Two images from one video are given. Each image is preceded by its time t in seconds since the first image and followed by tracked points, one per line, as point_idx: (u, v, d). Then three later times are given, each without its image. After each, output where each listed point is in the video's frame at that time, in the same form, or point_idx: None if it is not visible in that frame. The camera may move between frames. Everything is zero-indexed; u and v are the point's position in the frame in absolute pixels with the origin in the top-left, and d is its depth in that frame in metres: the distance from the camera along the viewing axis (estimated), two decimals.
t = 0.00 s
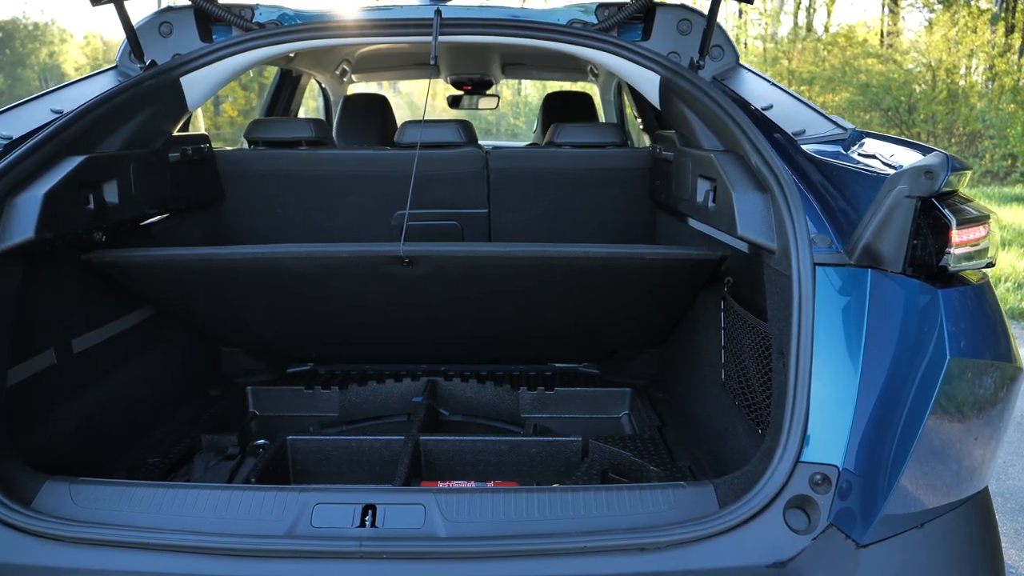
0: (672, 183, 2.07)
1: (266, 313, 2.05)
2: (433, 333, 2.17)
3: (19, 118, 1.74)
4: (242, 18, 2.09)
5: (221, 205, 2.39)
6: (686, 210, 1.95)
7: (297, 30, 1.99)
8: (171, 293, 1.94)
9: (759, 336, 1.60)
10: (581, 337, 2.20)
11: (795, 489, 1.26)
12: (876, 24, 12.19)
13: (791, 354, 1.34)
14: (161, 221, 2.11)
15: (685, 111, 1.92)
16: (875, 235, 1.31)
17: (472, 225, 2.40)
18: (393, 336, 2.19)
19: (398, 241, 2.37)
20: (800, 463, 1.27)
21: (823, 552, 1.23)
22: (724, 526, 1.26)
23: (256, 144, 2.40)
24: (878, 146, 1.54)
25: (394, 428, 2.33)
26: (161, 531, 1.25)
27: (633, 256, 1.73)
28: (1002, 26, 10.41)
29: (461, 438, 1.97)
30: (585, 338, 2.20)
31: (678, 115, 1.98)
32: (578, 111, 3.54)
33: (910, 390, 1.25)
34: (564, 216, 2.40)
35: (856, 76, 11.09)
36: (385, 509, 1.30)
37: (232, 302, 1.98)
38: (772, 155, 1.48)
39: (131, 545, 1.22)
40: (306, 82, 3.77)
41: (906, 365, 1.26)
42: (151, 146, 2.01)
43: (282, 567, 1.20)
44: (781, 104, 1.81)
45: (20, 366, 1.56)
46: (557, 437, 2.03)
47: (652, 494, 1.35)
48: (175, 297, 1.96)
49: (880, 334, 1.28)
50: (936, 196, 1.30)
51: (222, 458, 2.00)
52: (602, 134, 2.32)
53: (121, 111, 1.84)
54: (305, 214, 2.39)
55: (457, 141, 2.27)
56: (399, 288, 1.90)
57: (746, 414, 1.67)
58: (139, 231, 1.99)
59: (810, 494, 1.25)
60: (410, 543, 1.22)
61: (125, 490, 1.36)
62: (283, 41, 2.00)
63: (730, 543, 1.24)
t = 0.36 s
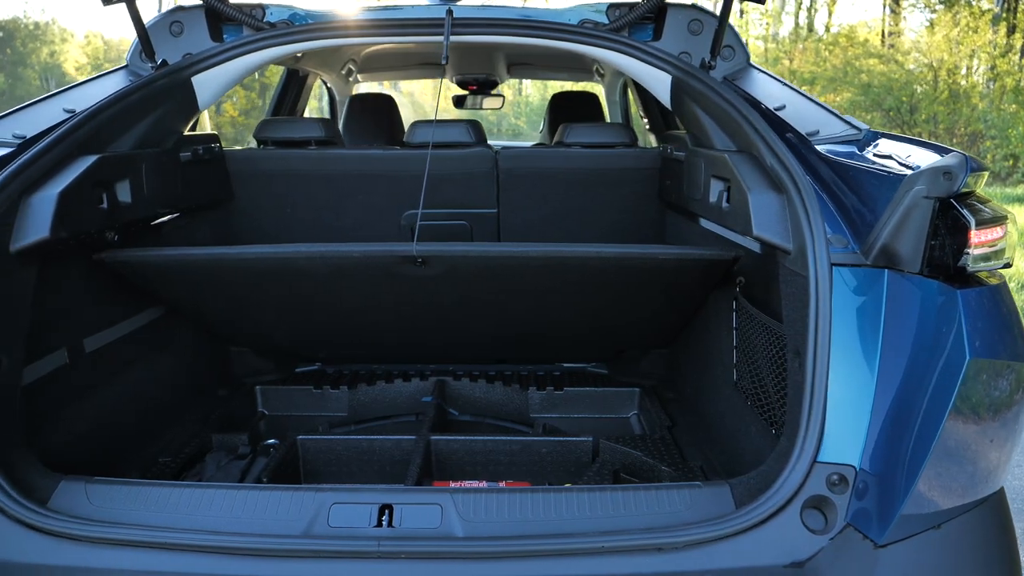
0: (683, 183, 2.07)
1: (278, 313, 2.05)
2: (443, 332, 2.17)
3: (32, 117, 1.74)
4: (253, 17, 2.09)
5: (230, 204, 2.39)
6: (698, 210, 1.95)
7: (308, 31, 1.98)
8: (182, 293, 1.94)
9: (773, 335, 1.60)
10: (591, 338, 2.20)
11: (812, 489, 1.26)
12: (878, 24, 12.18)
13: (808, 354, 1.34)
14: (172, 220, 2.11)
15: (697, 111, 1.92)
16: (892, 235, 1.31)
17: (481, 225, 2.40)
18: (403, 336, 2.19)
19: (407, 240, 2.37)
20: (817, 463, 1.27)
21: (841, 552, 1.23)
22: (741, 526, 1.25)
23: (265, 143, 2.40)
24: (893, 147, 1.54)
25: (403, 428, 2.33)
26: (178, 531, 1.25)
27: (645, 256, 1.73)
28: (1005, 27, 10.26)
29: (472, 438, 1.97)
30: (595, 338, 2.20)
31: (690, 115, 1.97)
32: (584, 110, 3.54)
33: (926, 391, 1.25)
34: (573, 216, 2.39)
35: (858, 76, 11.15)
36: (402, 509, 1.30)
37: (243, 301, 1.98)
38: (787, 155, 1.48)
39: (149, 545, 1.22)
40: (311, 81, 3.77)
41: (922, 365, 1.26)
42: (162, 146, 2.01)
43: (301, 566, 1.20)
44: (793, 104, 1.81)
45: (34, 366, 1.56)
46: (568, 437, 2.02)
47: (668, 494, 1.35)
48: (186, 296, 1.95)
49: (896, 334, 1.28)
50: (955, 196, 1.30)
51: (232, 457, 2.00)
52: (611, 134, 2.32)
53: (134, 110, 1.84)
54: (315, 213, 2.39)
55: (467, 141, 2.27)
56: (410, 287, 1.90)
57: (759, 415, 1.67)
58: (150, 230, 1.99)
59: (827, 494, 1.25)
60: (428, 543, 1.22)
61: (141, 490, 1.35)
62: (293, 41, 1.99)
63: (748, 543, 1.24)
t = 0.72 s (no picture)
0: (695, 183, 2.07)
1: (289, 312, 2.05)
2: (454, 332, 2.17)
3: (45, 117, 1.74)
4: (264, 17, 2.10)
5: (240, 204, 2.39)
6: (711, 210, 1.95)
7: (318, 31, 1.99)
8: (194, 292, 1.94)
9: (787, 335, 1.60)
10: (601, 338, 2.20)
11: (829, 489, 1.26)
12: (879, 24, 12.18)
13: (825, 355, 1.34)
14: (183, 220, 2.10)
15: (709, 111, 1.92)
16: (909, 235, 1.31)
17: (491, 225, 2.40)
18: (414, 336, 2.19)
19: (417, 240, 2.37)
20: (834, 463, 1.27)
21: (858, 552, 1.23)
22: (759, 526, 1.26)
23: (275, 143, 2.40)
24: (909, 147, 1.53)
25: (412, 428, 2.33)
26: (196, 530, 1.25)
27: (658, 256, 1.73)
28: (1006, 27, 10.31)
29: (483, 438, 1.97)
30: (604, 338, 2.21)
31: (702, 115, 1.98)
32: (590, 111, 3.54)
33: (943, 392, 1.24)
34: (583, 216, 2.39)
35: (858, 76, 11.27)
36: (419, 509, 1.30)
37: (254, 301, 1.98)
38: (802, 155, 1.48)
39: (167, 544, 1.23)
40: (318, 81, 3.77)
41: (939, 366, 1.25)
42: (175, 145, 2.01)
43: (321, 566, 1.20)
44: (806, 104, 1.81)
45: (49, 365, 1.56)
46: (579, 437, 2.02)
47: (685, 494, 1.35)
48: (198, 296, 1.96)
49: (913, 335, 1.28)
50: (975, 197, 1.30)
51: (244, 457, 2.00)
52: (621, 134, 2.32)
53: (147, 109, 1.84)
54: (324, 213, 2.39)
55: (477, 141, 2.27)
56: (422, 287, 1.90)
57: (773, 415, 1.67)
58: (162, 230, 1.99)
59: (845, 494, 1.26)
60: (446, 542, 1.22)
61: (158, 489, 1.36)
62: (303, 41, 2.01)
63: (766, 543, 1.24)
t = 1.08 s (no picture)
0: (706, 184, 2.08)
1: (301, 312, 2.05)
2: (465, 332, 2.17)
3: (59, 117, 1.75)
4: (275, 16, 2.10)
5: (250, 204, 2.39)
6: (723, 211, 1.95)
7: (330, 32, 1.99)
8: (207, 292, 1.94)
9: (802, 335, 1.61)
10: (612, 338, 2.21)
11: (848, 489, 1.27)
12: (879, 25, 12.17)
13: (843, 355, 1.34)
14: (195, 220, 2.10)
15: (720, 111, 1.92)
16: (928, 236, 1.32)
17: (501, 225, 2.40)
18: (425, 335, 2.19)
19: (427, 241, 2.37)
20: (853, 464, 1.27)
21: (877, 553, 1.23)
22: (780, 525, 1.26)
23: (285, 143, 2.40)
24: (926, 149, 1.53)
25: (422, 428, 2.33)
26: (216, 530, 1.25)
27: (672, 256, 1.73)
28: (1007, 27, 10.12)
29: (494, 438, 1.97)
30: (615, 338, 2.21)
31: (713, 115, 1.98)
32: (596, 111, 3.55)
33: (962, 392, 1.23)
34: (593, 216, 2.40)
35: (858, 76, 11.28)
36: (438, 509, 1.30)
37: (267, 300, 1.98)
38: (818, 154, 1.48)
39: (188, 544, 1.23)
40: (324, 81, 3.78)
41: (957, 365, 1.24)
42: (187, 145, 2.01)
43: (342, 566, 1.21)
44: (819, 105, 1.82)
45: (64, 365, 1.56)
46: (590, 437, 2.02)
47: (704, 494, 1.35)
48: (210, 296, 1.96)
49: (930, 335, 1.28)
50: (996, 198, 1.28)
51: (256, 457, 1.99)
52: (630, 134, 2.31)
53: (160, 109, 1.84)
54: (335, 214, 2.39)
55: (488, 141, 2.27)
56: (435, 287, 1.90)
57: (787, 415, 1.67)
58: (175, 230, 1.99)
59: (864, 494, 1.26)
60: (467, 543, 1.22)
61: (177, 489, 1.36)
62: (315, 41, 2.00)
63: (786, 542, 1.25)
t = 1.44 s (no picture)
0: (719, 184, 2.08)
1: (313, 311, 2.05)
2: (477, 331, 2.17)
3: (74, 116, 1.75)
4: (288, 15, 2.09)
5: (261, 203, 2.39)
6: (738, 211, 1.96)
7: (343, 31, 1.99)
8: (220, 291, 1.94)
9: (819, 335, 1.61)
10: (623, 338, 2.21)
11: (868, 489, 1.27)
12: (879, 25, 12.17)
13: (863, 355, 1.33)
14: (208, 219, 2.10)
15: (734, 111, 1.92)
16: (948, 237, 1.30)
17: (511, 225, 2.40)
18: (436, 335, 2.19)
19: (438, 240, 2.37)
20: (873, 463, 1.28)
21: (898, 553, 1.23)
22: (800, 525, 1.26)
23: (295, 142, 2.40)
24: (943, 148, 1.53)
25: (433, 428, 2.33)
26: (237, 530, 1.25)
27: (688, 256, 1.73)
28: (1008, 27, 10.16)
29: (506, 438, 1.97)
30: (627, 338, 2.21)
31: (727, 115, 1.98)
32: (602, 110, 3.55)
33: (979, 392, 1.23)
34: (604, 216, 2.40)
35: (859, 77, 11.29)
36: (459, 509, 1.29)
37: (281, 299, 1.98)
38: (836, 154, 1.49)
39: (209, 543, 1.23)
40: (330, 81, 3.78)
41: (974, 365, 1.24)
42: (200, 145, 2.01)
43: (363, 566, 1.20)
44: (834, 105, 1.82)
45: (82, 364, 1.56)
46: (602, 437, 2.02)
47: (723, 493, 1.36)
48: (223, 295, 1.96)
49: (948, 335, 1.28)
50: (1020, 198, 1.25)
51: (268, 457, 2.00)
52: (642, 134, 2.29)
53: (176, 107, 1.84)
54: (345, 213, 2.39)
55: (500, 141, 2.27)
56: (449, 287, 1.90)
57: (802, 415, 1.67)
58: (188, 229, 1.99)
59: (883, 494, 1.26)
60: (489, 542, 1.22)
61: (196, 489, 1.36)
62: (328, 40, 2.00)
63: (807, 541, 1.25)
